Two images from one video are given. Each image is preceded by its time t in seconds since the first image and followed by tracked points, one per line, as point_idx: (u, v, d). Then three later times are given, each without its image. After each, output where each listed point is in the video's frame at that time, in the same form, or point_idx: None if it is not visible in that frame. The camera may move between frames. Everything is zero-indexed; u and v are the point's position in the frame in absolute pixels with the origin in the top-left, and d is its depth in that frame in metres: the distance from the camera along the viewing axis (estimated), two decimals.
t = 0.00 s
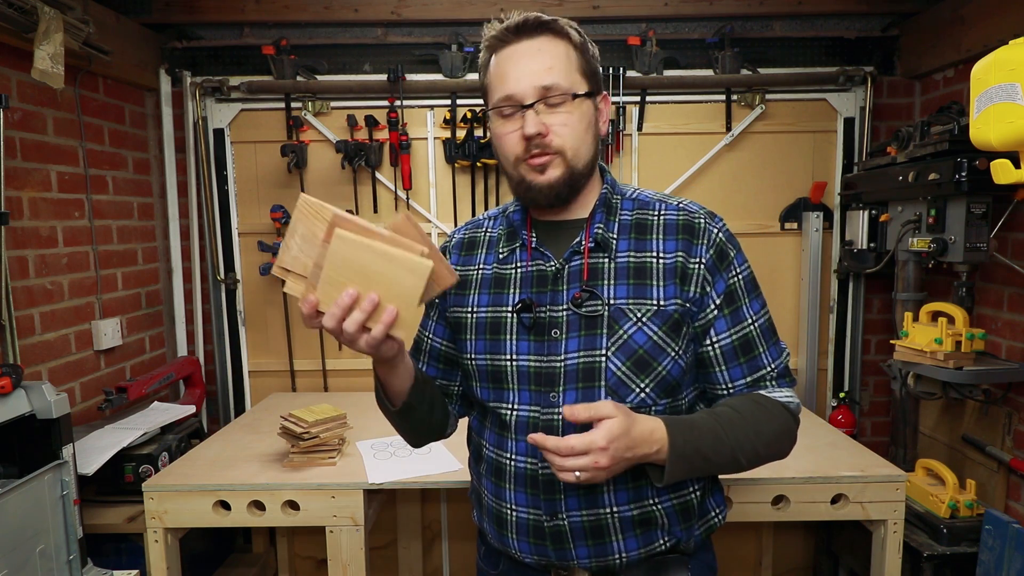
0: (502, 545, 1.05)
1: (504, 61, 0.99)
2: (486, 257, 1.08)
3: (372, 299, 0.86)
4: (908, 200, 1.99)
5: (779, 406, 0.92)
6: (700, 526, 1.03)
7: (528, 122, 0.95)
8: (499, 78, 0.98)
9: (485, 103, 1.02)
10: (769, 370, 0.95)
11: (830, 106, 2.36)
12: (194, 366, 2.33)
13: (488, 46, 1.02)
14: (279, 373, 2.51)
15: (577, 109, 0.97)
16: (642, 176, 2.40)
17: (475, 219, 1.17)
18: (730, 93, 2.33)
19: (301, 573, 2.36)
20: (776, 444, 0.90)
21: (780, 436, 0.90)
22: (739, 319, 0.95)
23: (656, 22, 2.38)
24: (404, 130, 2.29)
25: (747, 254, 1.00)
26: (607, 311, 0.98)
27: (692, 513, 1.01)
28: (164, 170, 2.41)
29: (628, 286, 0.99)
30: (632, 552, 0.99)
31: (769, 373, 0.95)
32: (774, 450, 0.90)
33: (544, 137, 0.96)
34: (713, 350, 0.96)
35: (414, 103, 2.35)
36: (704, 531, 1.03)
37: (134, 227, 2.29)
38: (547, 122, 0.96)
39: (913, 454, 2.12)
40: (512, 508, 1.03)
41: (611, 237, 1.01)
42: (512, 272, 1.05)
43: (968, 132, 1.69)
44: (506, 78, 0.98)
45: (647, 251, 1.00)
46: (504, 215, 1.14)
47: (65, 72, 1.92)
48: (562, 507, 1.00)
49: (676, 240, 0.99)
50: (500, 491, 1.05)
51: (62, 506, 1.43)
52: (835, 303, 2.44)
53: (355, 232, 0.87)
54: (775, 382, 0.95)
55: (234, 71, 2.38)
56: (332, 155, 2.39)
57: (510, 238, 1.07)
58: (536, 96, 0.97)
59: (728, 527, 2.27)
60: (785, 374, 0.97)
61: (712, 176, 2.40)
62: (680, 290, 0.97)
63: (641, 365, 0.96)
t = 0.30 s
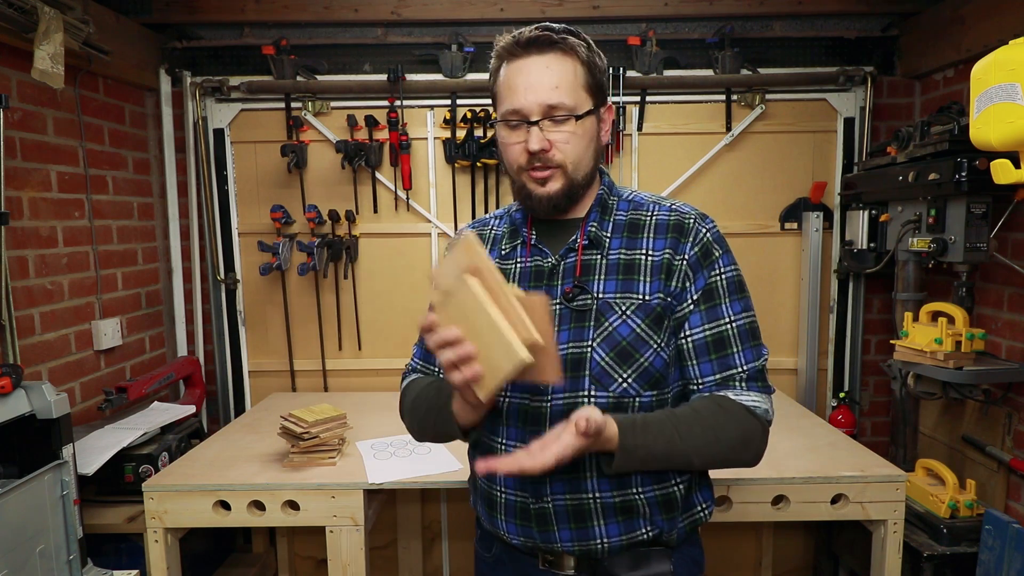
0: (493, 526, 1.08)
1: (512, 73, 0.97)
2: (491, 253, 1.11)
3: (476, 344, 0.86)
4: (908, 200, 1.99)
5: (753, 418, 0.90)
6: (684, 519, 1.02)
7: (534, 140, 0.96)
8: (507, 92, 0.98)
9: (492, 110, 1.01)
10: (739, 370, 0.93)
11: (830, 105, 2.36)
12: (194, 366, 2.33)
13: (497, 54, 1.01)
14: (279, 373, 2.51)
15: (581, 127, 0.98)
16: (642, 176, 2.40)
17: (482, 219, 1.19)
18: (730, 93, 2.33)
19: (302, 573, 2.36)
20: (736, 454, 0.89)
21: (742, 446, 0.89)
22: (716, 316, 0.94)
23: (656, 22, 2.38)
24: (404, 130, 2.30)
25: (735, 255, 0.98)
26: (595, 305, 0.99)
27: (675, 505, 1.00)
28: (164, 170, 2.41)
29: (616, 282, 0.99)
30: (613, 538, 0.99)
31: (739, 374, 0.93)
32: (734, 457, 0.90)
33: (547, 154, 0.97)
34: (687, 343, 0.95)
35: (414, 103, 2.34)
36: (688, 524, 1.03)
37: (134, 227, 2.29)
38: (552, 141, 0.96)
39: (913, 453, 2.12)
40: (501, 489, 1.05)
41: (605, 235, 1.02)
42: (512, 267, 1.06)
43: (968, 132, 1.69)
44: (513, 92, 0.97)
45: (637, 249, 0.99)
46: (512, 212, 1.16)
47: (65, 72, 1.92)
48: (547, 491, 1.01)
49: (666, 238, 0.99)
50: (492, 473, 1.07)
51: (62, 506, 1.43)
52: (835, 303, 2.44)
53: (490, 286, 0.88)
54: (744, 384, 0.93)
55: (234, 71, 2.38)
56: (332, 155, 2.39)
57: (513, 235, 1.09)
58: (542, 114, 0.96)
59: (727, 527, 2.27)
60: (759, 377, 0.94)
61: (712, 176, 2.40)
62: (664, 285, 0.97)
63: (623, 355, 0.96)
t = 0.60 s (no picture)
0: (486, 519, 1.08)
1: (524, 66, 0.99)
2: (491, 251, 1.10)
3: (526, 380, 0.89)
4: (908, 200, 1.99)
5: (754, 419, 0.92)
6: (674, 519, 1.01)
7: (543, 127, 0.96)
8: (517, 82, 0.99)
9: (501, 103, 1.02)
10: (737, 372, 0.94)
11: (830, 106, 2.36)
12: (194, 366, 2.33)
13: (507, 49, 1.03)
14: (279, 373, 2.51)
15: (590, 117, 0.98)
16: (643, 176, 2.40)
17: (486, 218, 1.18)
18: (730, 93, 2.33)
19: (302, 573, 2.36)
20: (728, 453, 0.91)
21: (734, 446, 0.90)
22: (713, 319, 0.95)
23: (656, 22, 2.38)
24: (404, 130, 2.29)
25: (733, 258, 0.99)
26: (590, 306, 0.99)
27: (665, 504, 0.99)
28: (164, 170, 2.41)
29: (612, 283, 0.99)
30: (602, 534, 0.99)
31: (737, 375, 0.94)
32: (725, 456, 0.91)
33: (556, 142, 0.97)
34: (684, 345, 0.96)
35: (414, 103, 2.34)
36: (679, 524, 1.02)
37: (134, 227, 2.29)
38: (561, 129, 0.97)
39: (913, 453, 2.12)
40: (493, 482, 1.05)
41: (602, 237, 1.02)
42: (512, 266, 1.06)
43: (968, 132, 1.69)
44: (524, 83, 0.98)
45: (634, 251, 0.99)
46: (514, 210, 1.16)
47: (65, 72, 1.92)
48: (537, 486, 1.01)
49: (663, 241, 0.98)
50: (485, 466, 1.07)
51: (62, 506, 1.43)
52: (835, 303, 2.44)
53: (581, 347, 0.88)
54: (742, 384, 0.94)
55: (234, 71, 2.38)
56: (332, 155, 2.39)
57: (515, 234, 1.09)
58: (552, 102, 0.97)
59: (727, 527, 2.27)
60: (757, 378, 0.95)
61: (712, 176, 2.40)
62: (659, 288, 0.97)
63: (617, 357, 0.97)
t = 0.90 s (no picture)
0: (486, 520, 1.08)
1: (523, 68, 0.98)
2: (492, 251, 1.11)
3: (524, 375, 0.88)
4: (908, 200, 1.99)
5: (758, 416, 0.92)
6: (675, 520, 1.01)
7: (541, 128, 0.96)
8: (516, 85, 0.98)
9: (500, 105, 1.02)
10: (738, 370, 0.94)
11: (830, 106, 2.36)
12: (194, 366, 2.33)
13: (506, 52, 1.02)
14: (279, 373, 2.52)
15: (588, 118, 0.98)
16: (642, 176, 2.40)
17: (487, 218, 1.18)
18: (730, 93, 2.33)
19: (302, 573, 2.36)
20: (729, 452, 0.91)
21: (734, 445, 0.90)
22: (713, 317, 0.94)
23: (656, 22, 2.38)
24: (404, 130, 2.30)
25: (734, 256, 0.98)
26: (591, 305, 0.99)
27: (665, 505, 0.99)
28: (164, 170, 2.41)
29: (612, 282, 0.99)
30: (601, 535, 0.99)
31: (739, 373, 0.94)
32: (726, 456, 0.91)
33: (555, 142, 0.97)
34: (685, 344, 0.96)
35: (414, 103, 2.35)
36: (679, 525, 1.02)
37: (134, 227, 2.29)
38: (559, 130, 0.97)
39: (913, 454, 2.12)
40: (493, 482, 1.05)
41: (603, 236, 1.02)
42: (513, 265, 1.06)
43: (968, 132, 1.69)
44: (523, 85, 0.98)
45: (634, 250, 0.99)
46: (515, 210, 1.16)
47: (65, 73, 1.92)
48: (537, 486, 1.01)
49: (663, 240, 0.99)
50: (484, 466, 1.08)
51: (62, 506, 1.43)
52: (835, 303, 2.44)
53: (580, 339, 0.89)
54: (743, 382, 0.93)
55: (234, 71, 2.38)
56: (332, 155, 2.39)
57: (516, 233, 1.09)
58: (551, 103, 0.97)
59: (727, 527, 2.27)
60: (758, 376, 0.95)
61: (712, 176, 2.40)
62: (659, 286, 0.97)
63: (616, 355, 0.97)
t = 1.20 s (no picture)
0: (494, 523, 1.08)
1: (520, 79, 0.97)
2: (496, 252, 1.11)
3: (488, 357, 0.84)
4: (908, 200, 1.99)
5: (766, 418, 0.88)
6: (685, 521, 1.01)
7: (530, 144, 0.97)
8: (512, 96, 0.98)
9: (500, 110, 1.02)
10: (730, 364, 0.90)
11: (830, 106, 2.36)
12: (194, 366, 2.33)
13: (508, 55, 1.01)
14: (279, 373, 2.51)
15: (581, 135, 0.97)
16: (643, 176, 2.40)
17: (489, 219, 1.19)
18: (730, 93, 2.33)
19: (301, 572, 2.36)
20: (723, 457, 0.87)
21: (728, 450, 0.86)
22: (707, 310, 0.93)
23: (656, 22, 2.38)
24: (404, 130, 2.29)
25: (736, 252, 0.96)
26: (595, 304, 0.99)
27: (675, 506, 0.99)
28: (164, 170, 2.41)
29: (617, 280, 0.99)
30: (611, 537, 0.99)
31: (731, 366, 0.90)
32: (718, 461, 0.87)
33: (544, 158, 0.98)
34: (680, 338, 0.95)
35: (414, 103, 2.34)
36: (689, 526, 1.02)
37: (134, 227, 2.29)
38: (548, 147, 0.97)
39: (913, 454, 2.12)
40: (501, 485, 1.05)
41: (609, 235, 1.02)
42: (517, 266, 1.07)
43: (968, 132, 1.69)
44: (518, 96, 0.97)
45: (640, 248, 1.00)
46: (518, 211, 1.16)
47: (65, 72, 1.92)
48: (546, 488, 1.01)
49: (668, 238, 0.99)
50: (491, 468, 1.08)
51: (62, 506, 1.43)
52: (835, 303, 2.44)
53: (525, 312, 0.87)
54: (735, 376, 0.90)
55: (234, 71, 2.38)
56: (332, 155, 2.39)
57: (519, 233, 1.10)
58: (543, 118, 0.96)
59: (727, 526, 2.27)
60: (753, 370, 0.91)
61: (712, 176, 2.40)
62: (663, 283, 0.97)
63: (621, 353, 0.97)
